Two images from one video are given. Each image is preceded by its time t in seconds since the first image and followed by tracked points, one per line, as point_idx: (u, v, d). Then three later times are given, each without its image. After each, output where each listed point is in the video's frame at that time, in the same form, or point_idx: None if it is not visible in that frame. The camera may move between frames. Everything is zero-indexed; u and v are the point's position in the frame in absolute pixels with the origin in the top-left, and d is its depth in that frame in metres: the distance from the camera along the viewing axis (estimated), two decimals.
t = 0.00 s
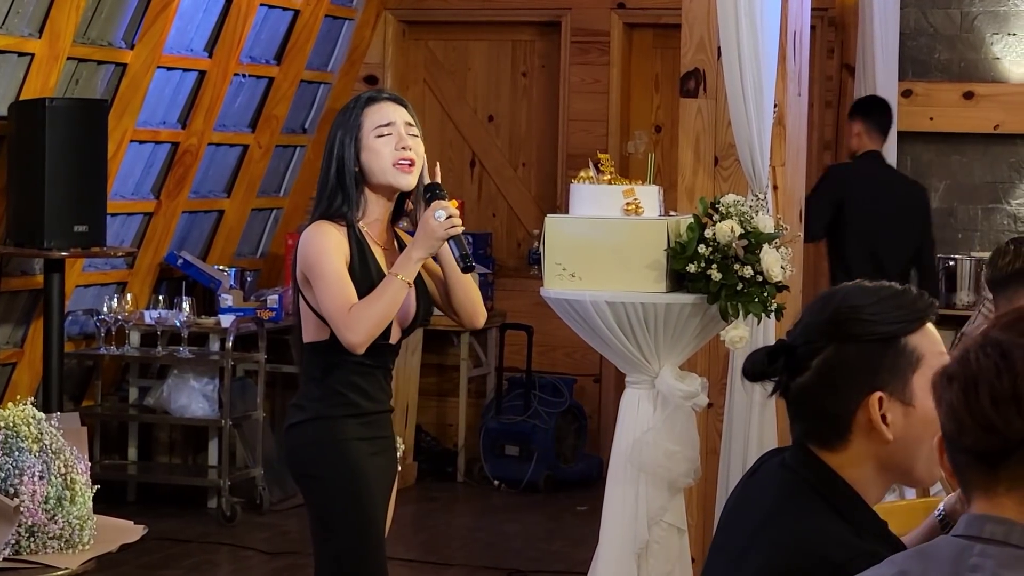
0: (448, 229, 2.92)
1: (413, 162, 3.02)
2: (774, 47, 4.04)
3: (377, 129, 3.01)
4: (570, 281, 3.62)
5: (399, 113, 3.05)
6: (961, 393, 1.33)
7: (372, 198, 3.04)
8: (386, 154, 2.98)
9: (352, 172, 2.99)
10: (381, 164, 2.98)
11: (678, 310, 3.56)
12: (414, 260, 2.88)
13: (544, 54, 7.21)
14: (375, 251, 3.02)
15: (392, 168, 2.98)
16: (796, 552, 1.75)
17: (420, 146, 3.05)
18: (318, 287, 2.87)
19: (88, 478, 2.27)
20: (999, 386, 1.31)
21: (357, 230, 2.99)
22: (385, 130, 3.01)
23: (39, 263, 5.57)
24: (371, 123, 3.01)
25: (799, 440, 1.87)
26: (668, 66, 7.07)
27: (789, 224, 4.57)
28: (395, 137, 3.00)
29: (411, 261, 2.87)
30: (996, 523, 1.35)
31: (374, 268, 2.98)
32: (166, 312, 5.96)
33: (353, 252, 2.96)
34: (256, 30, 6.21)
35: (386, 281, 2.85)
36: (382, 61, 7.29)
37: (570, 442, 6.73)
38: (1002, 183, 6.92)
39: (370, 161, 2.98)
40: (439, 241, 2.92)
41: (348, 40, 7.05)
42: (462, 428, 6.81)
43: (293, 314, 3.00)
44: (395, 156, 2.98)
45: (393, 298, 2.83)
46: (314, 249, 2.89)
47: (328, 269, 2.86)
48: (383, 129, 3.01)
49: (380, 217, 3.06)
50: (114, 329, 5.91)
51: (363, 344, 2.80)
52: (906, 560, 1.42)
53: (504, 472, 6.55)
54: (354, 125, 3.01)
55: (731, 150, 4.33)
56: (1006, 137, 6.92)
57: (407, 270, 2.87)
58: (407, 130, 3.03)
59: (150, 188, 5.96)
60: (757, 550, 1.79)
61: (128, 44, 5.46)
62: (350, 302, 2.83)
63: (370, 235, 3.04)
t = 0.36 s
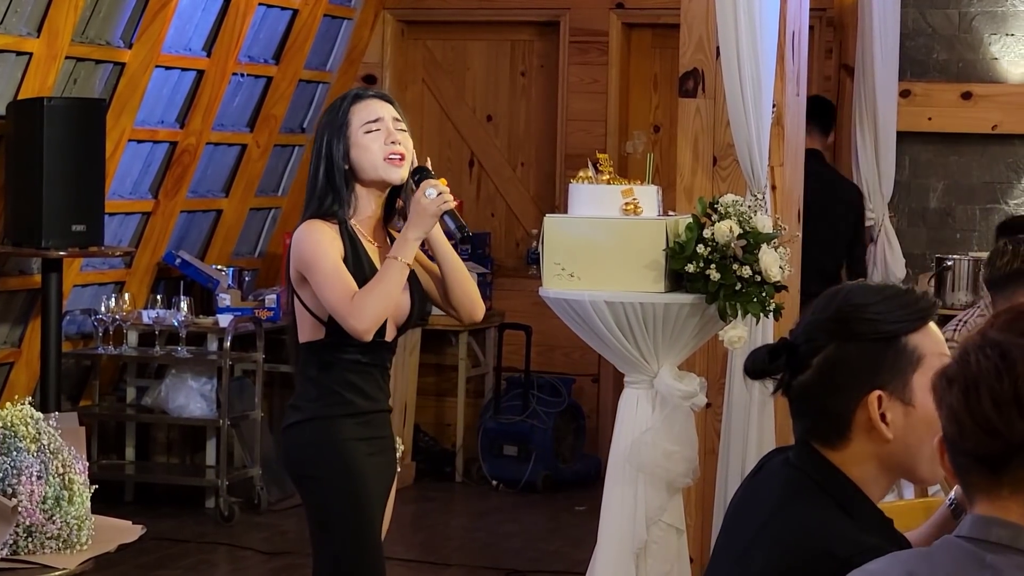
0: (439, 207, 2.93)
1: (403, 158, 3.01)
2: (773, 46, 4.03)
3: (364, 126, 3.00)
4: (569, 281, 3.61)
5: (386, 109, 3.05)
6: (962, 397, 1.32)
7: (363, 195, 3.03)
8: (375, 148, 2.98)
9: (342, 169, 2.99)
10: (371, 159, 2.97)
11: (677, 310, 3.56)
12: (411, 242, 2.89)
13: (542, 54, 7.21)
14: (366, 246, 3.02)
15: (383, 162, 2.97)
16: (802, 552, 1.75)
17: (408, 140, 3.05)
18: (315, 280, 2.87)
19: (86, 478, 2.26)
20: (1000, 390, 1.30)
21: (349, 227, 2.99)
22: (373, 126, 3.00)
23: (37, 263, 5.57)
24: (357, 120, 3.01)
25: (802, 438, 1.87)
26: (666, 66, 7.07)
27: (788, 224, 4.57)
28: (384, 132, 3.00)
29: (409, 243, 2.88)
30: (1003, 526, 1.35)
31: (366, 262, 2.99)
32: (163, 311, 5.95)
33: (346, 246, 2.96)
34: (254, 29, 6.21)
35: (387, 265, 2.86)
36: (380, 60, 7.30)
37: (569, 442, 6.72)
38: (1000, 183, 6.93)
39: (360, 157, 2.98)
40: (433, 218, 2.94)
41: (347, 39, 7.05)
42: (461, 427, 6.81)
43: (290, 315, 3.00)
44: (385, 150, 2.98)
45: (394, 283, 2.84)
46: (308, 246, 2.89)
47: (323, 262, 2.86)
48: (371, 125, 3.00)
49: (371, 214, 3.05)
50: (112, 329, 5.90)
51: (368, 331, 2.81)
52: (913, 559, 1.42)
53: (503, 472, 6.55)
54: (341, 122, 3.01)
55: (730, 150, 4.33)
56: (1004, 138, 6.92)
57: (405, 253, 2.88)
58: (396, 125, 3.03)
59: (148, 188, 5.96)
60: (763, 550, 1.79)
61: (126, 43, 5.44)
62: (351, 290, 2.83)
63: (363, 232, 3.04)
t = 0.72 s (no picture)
0: (426, 176, 2.91)
1: (390, 149, 3.03)
2: (772, 46, 4.04)
3: (350, 122, 3.00)
4: (568, 280, 3.62)
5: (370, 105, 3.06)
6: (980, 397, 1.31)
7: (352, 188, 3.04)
8: (364, 143, 2.98)
9: (332, 169, 2.99)
10: (360, 153, 2.98)
11: (675, 310, 3.55)
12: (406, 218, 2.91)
13: (541, 54, 7.21)
14: (360, 241, 3.02)
15: (373, 155, 2.98)
16: (804, 549, 1.75)
17: (394, 132, 3.07)
18: (313, 273, 2.87)
19: (86, 477, 2.25)
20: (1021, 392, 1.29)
21: (343, 224, 2.99)
22: (360, 121, 3.01)
23: (36, 263, 5.56)
24: (343, 116, 3.01)
25: (804, 436, 1.87)
26: (665, 66, 7.07)
27: (787, 223, 4.58)
28: (371, 126, 3.01)
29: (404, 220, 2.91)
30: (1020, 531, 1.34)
31: (360, 250, 2.98)
32: (162, 311, 5.96)
33: (341, 240, 2.95)
34: (253, 29, 6.21)
35: (387, 241, 2.88)
36: (379, 60, 7.30)
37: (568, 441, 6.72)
38: (999, 183, 6.94)
39: (349, 152, 2.98)
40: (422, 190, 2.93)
41: (346, 39, 7.06)
42: (459, 427, 6.81)
43: (286, 315, 3.00)
44: (373, 145, 2.99)
45: (394, 259, 2.86)
46: (301, 242, 2.89)
47: (319, 253, 2.87)
48: (358, 121, 3.01)
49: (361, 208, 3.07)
50: (111, 328, 5.90)
51: (376, 309, 2.81)
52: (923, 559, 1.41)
53: (502, 472, 6.55)
54: (327, 121, 3.00)
55: (729, 150, 4.33)
56: (1003, 138, 6.92)
57: (402, 228, 2.90)
58: (381, 118, 3.04)
59: (147, 188, 5.96)
60: (764, 547, 1.79)
61: (125, 43, 5.44)
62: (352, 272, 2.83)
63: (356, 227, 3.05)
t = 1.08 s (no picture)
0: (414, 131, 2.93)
1: (382, 146, 2.98)
2: (772, 47, 4.04)
3: (340, 125, 2.91)
4: (567, 281, 3.62)
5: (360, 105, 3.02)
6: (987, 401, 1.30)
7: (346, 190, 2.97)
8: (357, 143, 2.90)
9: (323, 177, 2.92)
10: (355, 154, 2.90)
11: (675, 310, 3.56)
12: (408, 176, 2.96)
13: (540, 54, 7.21)
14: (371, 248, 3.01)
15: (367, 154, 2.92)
16: (809, 550, 1.76)
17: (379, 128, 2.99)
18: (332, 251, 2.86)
19: (87, 477, 2.25)
20: None
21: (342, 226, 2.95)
22: (348, 123, 2.92)
23: (36, 262, 5.56)
24: (330, 120, 2.91)
25: (816, 441, 1.88)
26: (665, 66, 7.08)
27: (787, 223, 4.58)
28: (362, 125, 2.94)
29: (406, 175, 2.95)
30: None
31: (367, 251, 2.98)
32: (162, 311, 5.95)
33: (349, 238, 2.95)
34: (253, 29, 6.21)
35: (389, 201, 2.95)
36: (379, 60, 7.29)
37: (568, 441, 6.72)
38: (999, 183, 6.94)
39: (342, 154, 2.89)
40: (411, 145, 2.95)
41: (345, 39, 7.06)
42: (458, 427, 6.81)
43: (286, 315, 2.98)
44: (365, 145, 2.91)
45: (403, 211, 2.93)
46: (314, 236, 2.87)
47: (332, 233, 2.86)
48: (347, 123, 2.92)
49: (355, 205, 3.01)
50: (111, 328, 5.90)
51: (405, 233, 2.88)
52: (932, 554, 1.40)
53: (501, 471, 6.56)
54: (311, 128, 2.91)
55: (729, 150, 4.33)
56: (1002, 138, 6.93)
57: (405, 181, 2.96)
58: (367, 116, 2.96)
59: (147, 188, 5.96)
60: (769, 546, 1.80)
61: (125, 43, 5.44)
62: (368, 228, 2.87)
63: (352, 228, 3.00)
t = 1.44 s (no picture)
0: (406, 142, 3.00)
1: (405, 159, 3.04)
2: (772, 47, 4.04)
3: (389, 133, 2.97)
4: (568, 281, 3.62)
5: (394, 108, 3.02)
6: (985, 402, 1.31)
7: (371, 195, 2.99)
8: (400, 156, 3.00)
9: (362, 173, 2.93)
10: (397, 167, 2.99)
11: (675, 310, 3.56)
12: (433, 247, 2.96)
13: (540, 54, 7.21)
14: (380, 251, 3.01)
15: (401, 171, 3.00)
16: (811, 549, 1.78)
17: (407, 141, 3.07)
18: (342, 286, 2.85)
19: (89, 476, 2.26)
20: None
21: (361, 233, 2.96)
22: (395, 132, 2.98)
23: (37, 262, 5.56)
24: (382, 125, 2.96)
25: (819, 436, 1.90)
26: (665, 66, 7.08)
27: (787, 223, 4.58)
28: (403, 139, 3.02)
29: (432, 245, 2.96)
30: None
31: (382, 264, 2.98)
32: (163, 311, 5.96)
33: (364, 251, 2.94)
34: (252, 29, 6.22)
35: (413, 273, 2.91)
36: (378, 60, 7.29)
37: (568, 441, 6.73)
38: (998, 183, 6.94)
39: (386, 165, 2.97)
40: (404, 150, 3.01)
41: (345, 40, 7.07)
42: (458, 427, 6.82)
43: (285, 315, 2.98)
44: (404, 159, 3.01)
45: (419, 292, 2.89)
46: (331, 250, 2.87)
47: (349, 271, 2.85)
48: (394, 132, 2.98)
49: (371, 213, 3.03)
50: (111, 328, 5.91)
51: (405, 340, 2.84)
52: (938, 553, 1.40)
53: (501, 471, 6.57)
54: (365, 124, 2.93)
55: (729, 151, 4.33)
56: (1002, 138, 6.93)
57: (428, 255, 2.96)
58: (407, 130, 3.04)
59: (147, 188, 5.96)
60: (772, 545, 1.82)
61: (124, 43, 5.44)
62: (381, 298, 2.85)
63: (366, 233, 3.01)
